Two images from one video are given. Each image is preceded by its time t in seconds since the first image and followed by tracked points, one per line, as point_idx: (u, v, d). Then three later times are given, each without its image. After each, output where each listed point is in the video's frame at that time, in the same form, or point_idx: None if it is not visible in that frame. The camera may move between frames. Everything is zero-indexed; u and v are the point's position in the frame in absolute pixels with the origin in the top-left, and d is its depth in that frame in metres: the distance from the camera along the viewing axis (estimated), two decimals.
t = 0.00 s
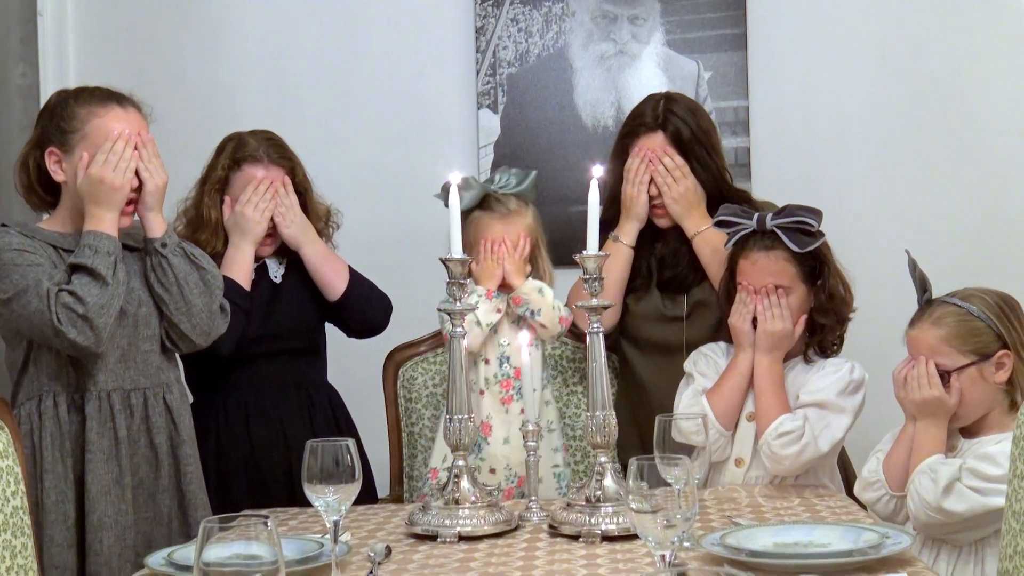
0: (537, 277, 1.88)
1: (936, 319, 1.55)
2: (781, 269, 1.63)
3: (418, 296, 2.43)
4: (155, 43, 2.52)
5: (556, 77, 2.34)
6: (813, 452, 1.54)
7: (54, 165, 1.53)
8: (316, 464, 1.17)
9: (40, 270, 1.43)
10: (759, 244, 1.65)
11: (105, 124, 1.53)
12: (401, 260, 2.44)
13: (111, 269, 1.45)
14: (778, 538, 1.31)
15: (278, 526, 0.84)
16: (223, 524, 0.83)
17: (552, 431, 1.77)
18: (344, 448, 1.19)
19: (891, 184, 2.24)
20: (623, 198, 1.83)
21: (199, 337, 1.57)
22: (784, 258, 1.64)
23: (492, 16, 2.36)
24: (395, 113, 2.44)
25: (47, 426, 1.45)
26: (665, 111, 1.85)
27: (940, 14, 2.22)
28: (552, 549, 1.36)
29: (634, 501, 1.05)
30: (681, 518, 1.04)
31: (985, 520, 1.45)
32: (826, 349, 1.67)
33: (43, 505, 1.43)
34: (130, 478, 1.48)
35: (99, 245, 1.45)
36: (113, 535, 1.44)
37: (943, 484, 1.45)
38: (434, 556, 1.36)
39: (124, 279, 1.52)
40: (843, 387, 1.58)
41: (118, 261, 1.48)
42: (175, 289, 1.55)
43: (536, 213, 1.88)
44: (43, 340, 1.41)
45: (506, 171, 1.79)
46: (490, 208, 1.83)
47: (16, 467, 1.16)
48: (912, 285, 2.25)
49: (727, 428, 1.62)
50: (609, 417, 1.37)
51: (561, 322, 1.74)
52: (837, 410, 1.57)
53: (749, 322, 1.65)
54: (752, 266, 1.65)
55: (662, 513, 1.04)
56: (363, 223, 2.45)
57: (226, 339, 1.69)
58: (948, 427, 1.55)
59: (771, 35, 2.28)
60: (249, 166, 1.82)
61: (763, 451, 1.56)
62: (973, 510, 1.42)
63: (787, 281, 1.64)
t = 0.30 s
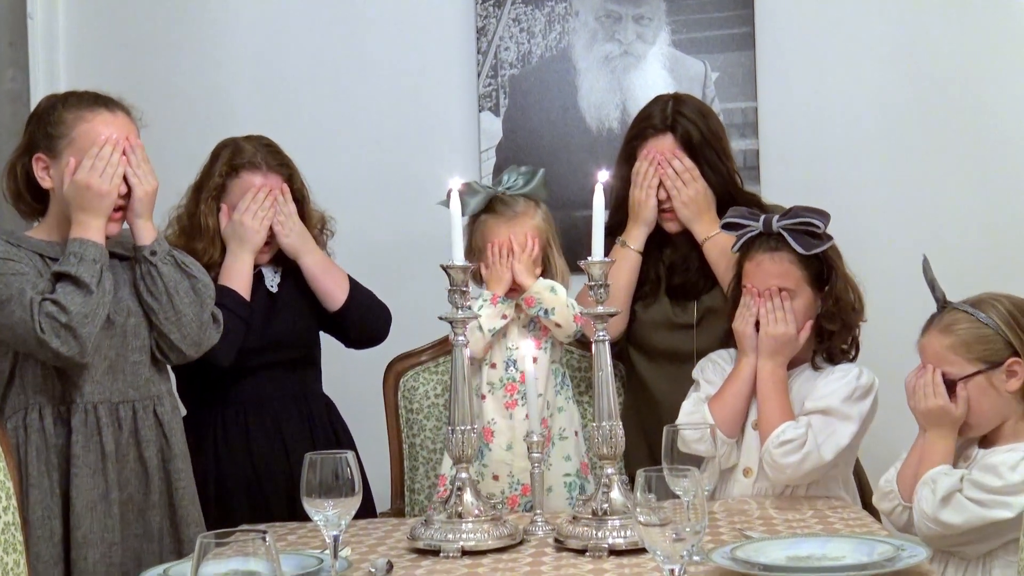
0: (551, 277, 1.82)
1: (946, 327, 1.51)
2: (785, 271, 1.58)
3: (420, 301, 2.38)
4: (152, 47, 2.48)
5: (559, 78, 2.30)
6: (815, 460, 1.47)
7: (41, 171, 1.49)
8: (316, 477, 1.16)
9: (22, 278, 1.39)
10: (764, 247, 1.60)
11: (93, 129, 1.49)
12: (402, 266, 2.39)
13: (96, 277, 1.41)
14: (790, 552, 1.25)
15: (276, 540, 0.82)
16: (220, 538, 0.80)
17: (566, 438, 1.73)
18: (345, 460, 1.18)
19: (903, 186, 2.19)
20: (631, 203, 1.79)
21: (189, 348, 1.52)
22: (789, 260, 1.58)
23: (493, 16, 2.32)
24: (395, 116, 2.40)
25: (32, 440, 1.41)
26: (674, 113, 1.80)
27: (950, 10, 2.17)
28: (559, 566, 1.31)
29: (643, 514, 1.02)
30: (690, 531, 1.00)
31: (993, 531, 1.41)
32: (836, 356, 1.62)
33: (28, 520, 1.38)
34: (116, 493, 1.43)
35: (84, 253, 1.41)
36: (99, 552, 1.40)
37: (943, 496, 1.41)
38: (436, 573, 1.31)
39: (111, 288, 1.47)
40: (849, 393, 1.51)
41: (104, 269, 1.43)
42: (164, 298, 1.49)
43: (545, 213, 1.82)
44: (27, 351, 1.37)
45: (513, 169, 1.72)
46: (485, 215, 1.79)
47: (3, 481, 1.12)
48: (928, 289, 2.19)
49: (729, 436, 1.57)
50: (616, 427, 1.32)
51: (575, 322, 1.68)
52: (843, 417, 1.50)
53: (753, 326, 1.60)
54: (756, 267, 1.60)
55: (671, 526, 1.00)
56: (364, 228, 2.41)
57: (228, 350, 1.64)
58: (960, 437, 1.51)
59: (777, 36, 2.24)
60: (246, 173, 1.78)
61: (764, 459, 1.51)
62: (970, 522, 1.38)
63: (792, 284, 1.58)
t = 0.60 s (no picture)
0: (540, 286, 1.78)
1: (956, 336, 1.45)
2: (796, 288, 1.54)
3: (422, 309, 2.34)
4: (150, 49, 2.44)
5: (564, 80, 2.26)
6: (828, 474, 1.43)
7: (28, 178, 1.45)
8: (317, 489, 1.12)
9: (4, 287, 1.35)
10: (773, 262, 1.56)
11: (79, 134, 1.45)
12: (404, 272, 2.35)
13: (80, 286, 1.37)
14: (803, 567, 1.19)
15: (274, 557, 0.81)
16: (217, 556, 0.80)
17: (564, 452, 1.66)
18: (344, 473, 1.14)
19: (916, 190, 2.15)
20: (639, 210, 1.74)
21: (179, 358, 1.47)
22: (798, 276, 1.54)
23: (496, 17, 2.28)
24: (396, 119, 2.36)
25: (16, 452, 1.38)
26: (684, 117, 1.75)
27: (964, 8, 2.13)
28: None
29: (650, 529, 0.98)
30: (700, 546, 0.96)
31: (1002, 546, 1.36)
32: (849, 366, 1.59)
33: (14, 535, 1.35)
34: (102, 508, 1.39)
35: (68, 261, 1.37)
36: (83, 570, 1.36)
37: (949, 510, 1.36)
38: None
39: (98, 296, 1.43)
40: (863, 403, 1.47)
41: (89, 278, 1.40)
42: (154, 306, 1.46)
43: (534, 219, 1.79)
44: (10, 361, 1.34)
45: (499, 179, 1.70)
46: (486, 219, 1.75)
47: None
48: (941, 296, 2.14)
49: (742, 452, 1.52)
50: (623, 440, 1.26)
51: (556, 330, 1.62)
52: (856, 428, 1.46)
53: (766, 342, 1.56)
54: (766, 284, 1.56)
55: (679, 541, 0.97)
56: (365, 234, 2.37)
57: (228, 364, 1.59)
58: (971, 448, 1.46)
59: (786, 37, 2.20)
60: (245, 179, 1.73)
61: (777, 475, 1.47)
62: (975, 537, 1.33)
63: (802, 300, 1.54)
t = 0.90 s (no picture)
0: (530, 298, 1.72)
1: (974, 346, 1.41)
2: (813, 295, 1.50)
3: (425, 317, 2.30)
4: (148, 52, 2.40)
5: (570, 83, 2.22)
6: (849, 488, 1.40)
7: (19, 185, 1.42)
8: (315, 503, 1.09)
9: None
10: (790, 269, 1.52)
11: (71, 139, 1.42)
12: (406, 280, 2.31)
13: (73, 295, 1.33)
14: None
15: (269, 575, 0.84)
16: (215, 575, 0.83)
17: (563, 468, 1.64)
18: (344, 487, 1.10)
19: (929, 194, 2.11)
20: (648, 217, 1.71)
21: (174, 370, 1.43)
22: (815, 284, 1.50)
23: (500, 19, 2.25)
24: (399, 123, 2.32)
25: (6, 464, 1.34)
26: (693, 121, 1.71)
27: (977, 8, 2.09)
28: None
29: (658, 544, 0.94)
30: (710, 562, 0.93)
31: None
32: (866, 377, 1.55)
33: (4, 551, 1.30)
34: (95, 523, 1.35)
35: (60, 270, 1.33)
36: None
37: (976, 526, 1.32)
38: None
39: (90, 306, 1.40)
40: (884, 415, 1.44)
41: (83, 287, 1.36)
42: (148, 316, 1.42)
43: (527, 230, 1.74)
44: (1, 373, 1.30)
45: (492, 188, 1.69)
46: (489, 227, 1.71)
47: None
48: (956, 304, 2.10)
49: (759, 465, 1.48)
50: (631, 453, 1.19)
51: (545, 341, 1.57)
52: (876, 441, 1.43)
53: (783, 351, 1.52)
54: (782, 291, 1.52)
55: (688, 556, 0.93)
56: (367, 240, 2.33)
57: (229, 376, 1.56)
58: (991, 462, 1.41)
59: (796, 38, 2.16)
60: (244, 187, 1.70)
61: (795, 489, 1.43)
62: (1006, 554, 1.29)
63: (820, 308, 1.50)
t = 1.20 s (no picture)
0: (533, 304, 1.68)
1: (995, 352, 1.37)
2: (826, 301, 1.46)
3: (428, 322, 2.26)
4: (146, 51, 2.36)
5: (575, 83, 2.18)
6: (860, 500, 1.36)
7: (9, 189, 1.38)
8: (312, 516, 1.07)
9: None
10: (802, 273, 1.48)
11: (65, 141, 1.38)
12: (408, 284, 2.27)
13: (69, 301, 1.29)
14: None
15: None
16: None
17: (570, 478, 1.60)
18: (342, 499, 1.08)
19: (942, 196, 2.07)
20: (657, 222, 1.67)
21: (171, 377, 1.40)
22: (828, 288, 1.46)
23: (503, 17, 2.21)
24: (401, 124, 2.28)
25: None
26: (703, 123, 1.67)
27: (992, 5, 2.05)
28: None
29: (668, 556, 0.97)
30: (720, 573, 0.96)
31: None
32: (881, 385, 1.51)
33: None
34: (92, 535, 1.30)
35: (55, 275, 1.29)
36: None
37: (1004, 539, 1.28)
38: None
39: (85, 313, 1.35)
40: (898, 425, 1.40)
41: (78, 292, 1.32)
42: (144, 322, 1.37)
43: (530, 235, 1.70)
44: None
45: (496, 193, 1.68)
46: (492, 231, 1.67)
47: None
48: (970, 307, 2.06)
49: (769, 475, 1.44)
50: (640, 463, 1.14)
51: (549, 347, 1.53)
52: (890, 452, 1.39)
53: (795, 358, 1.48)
54: (794, 297, 1.48)
55: (698, 569, 0.96)
56: (368, 244, 2.29)
57: (230, 385, 1.52)
58: (1012, 472, 1.38)
59: (806, 37, 2.12)
60: (245, 191, 1.66)
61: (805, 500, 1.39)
62: None
63: (833, 314, 1.47)
